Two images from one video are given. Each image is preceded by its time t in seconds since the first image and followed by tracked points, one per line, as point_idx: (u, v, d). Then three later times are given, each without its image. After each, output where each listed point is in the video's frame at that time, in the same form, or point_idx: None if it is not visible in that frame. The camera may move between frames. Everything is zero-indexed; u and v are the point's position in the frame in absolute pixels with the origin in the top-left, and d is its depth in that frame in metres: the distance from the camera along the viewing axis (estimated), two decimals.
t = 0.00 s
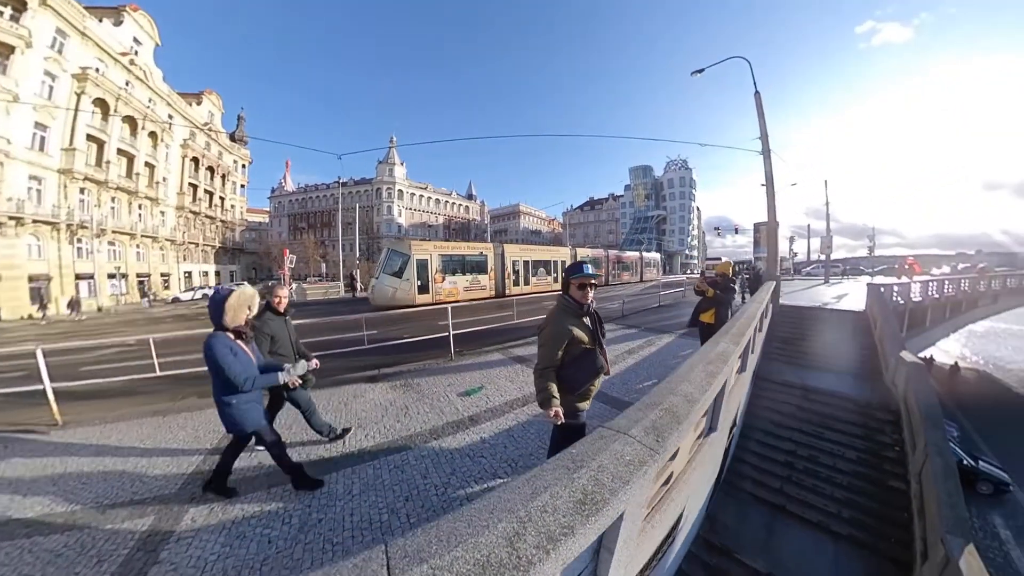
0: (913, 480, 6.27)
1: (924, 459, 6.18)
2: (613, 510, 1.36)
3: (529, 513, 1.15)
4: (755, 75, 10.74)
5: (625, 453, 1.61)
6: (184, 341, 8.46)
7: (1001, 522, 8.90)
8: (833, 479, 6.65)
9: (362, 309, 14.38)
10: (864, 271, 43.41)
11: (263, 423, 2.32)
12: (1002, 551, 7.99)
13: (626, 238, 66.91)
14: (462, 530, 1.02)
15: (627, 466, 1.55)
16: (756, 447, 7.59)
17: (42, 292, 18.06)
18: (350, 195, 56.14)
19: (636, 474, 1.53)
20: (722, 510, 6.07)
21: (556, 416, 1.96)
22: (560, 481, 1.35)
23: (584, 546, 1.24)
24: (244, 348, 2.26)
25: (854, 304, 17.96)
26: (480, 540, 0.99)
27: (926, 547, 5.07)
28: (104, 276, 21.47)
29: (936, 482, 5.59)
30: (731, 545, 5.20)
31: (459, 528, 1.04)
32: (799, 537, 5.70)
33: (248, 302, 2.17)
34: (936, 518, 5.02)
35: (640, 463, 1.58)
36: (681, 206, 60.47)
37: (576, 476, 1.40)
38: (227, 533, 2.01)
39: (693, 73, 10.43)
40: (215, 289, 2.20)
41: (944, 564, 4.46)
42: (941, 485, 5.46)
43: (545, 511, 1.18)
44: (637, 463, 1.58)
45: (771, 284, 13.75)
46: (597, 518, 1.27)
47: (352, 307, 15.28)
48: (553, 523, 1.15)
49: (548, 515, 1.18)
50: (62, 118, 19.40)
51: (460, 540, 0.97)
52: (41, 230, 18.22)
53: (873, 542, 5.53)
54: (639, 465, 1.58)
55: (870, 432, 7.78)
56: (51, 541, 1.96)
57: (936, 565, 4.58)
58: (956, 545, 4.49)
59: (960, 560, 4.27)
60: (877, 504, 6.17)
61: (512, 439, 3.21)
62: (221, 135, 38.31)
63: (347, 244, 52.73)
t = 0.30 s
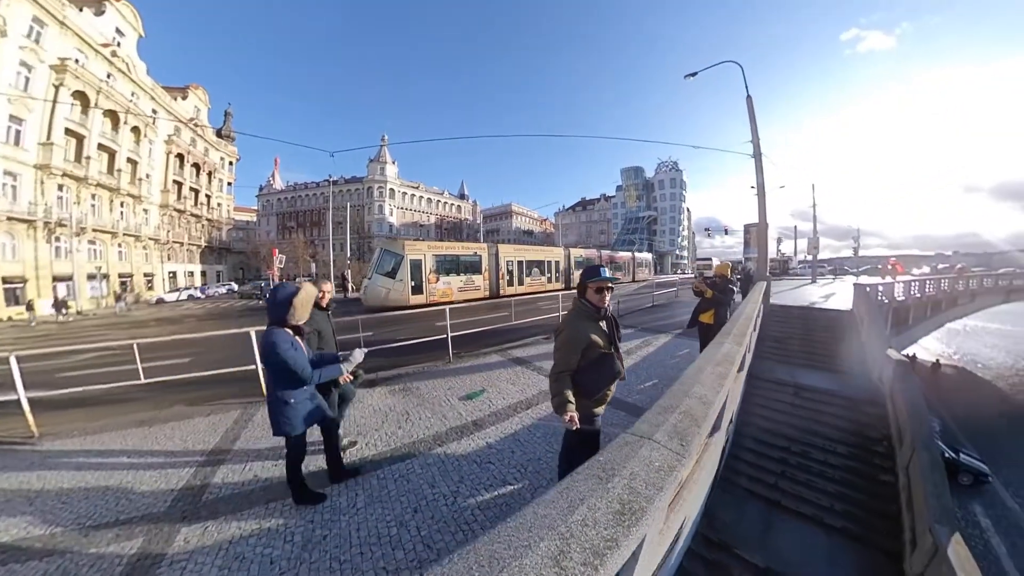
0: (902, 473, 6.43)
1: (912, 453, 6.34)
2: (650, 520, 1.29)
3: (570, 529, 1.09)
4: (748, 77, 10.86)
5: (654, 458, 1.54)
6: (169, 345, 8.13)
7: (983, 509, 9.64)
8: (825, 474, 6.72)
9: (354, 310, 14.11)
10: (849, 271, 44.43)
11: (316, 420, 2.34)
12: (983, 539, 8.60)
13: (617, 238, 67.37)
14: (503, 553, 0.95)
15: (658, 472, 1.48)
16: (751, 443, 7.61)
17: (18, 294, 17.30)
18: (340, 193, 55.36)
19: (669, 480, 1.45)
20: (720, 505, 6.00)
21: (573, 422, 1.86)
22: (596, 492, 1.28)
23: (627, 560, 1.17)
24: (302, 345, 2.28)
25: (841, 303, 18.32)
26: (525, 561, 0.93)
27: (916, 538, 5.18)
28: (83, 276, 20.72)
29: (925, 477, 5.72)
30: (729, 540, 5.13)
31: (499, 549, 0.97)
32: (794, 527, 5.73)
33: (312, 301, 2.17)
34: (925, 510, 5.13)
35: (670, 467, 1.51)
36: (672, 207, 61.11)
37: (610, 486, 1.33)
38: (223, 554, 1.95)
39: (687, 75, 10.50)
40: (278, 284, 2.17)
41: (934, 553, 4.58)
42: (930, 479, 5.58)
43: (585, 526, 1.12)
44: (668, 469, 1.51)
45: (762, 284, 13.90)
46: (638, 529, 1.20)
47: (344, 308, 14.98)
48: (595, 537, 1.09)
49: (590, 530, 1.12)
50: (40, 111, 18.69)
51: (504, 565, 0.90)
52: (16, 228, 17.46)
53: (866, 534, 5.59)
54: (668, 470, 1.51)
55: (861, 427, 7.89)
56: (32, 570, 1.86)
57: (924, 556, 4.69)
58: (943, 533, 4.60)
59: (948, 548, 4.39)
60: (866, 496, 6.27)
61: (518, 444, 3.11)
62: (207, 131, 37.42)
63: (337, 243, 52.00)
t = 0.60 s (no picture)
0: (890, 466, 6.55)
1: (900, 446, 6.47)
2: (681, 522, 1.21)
3: (606, 534, 1.03)
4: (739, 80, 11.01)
5: (677, 457, 1.47)
6: (152, 348, 7.83)
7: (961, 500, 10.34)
8: (817, 469, 6.78)
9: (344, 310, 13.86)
10: (834, 271, 45.46)
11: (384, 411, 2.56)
12: (964, 528, 9.15)
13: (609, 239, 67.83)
14: (539, 566, 0.90)
15: (683, 470, 1.40)
16: (744, 440, 7.66)
17: None
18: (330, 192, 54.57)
19: (695, 478, 1.38)
20: (714, 501, 5.99)
21: (589, 424, 1.77)
22: (625, 493, 1.21)
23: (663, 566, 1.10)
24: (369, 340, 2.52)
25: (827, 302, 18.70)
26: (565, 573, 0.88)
27: (904, 529, 5.35)
28: (61, 276, 19.95)
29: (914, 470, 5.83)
30: (727, 536, 5.08)
31: (536, 563, 0.91)
32: (790, 520, 5.75)
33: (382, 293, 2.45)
34: (913, 501, 5.30)
35: (693, 465, 1.44)
36: (662, 208, 61.77)
37: (639, 487, 1.25)
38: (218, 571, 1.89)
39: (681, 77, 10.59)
40: (348, 282, 2.46)
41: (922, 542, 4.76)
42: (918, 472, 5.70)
43: (621, 530, 1.05)
44: (692, 467, 1.44)
45: (752, 284, 14.08)
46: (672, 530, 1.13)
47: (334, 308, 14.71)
48: (631, 540, 1.02)
49: (624, 534, 1.05)
50: (16, 102, 17.97)
51: None
52: None
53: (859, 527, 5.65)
54: (692, 468, 1.44)
55: (849, 421, 8.02)
56: None
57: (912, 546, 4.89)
58: (930, 522, 4.81)
59: (935, 536, 4.60)
60: (858, 489, 6.34)
61: (522, 445, 3.03)
62: (192, 126, 36.54)
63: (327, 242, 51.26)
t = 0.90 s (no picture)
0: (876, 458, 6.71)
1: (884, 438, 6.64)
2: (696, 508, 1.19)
3: (627, 521, 1.00)
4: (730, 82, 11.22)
5: (686, 445, 1.45)
6: (134, 348, 7.58)
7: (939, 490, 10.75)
8: (806, 462, 6.89)
9: (336, 310, 13.65)
10: (819, 272, 46.45)
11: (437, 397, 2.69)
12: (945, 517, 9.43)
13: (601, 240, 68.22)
14: (565, 557, 0.87)
15: (694, 459, 1.38)
16: (736, 435, 7.73)
17: None
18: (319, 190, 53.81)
19: (705, 465, 1.36)
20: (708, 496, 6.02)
21: (596, 417, 1.72)
22: (641, 479, 1.18)
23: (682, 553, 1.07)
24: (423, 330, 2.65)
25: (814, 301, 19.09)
26: (593, 563, 0.85)
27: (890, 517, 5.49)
28: (37, 274, 19.25)
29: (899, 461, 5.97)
30: (721, 529, 5.13)
31: (561, 553, 0.88)
32: (784, 514, 5.81)
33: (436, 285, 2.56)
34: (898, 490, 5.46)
35: (704, 454, 1.41)
36: (653, 209, 62.46)
37: (654, 474, 1.22)
38: None
39: (673, 80, 10.76)
40: (410, 273, 2.61)
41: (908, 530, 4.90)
42: (903, 463, 5.84)
43: (640, 516, 1.03)
44: (702, 454, 1.42)
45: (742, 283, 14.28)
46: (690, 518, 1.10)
47: (325, 308, 14.49)
48: (652, 526, 1.00)
49: (644, 520, 1.02)
50: None
51: (571, 570, 0.82)
52: None
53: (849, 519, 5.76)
54: (702, 456, 1.41)
55: (835, 415, 8.19)
56: None
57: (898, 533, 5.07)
58: (914, 510, 4.96)
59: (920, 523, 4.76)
60: (847, 481, 6.45)
61: (521, 441, 2.99)
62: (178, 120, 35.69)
63: (316, 241, 50.48)
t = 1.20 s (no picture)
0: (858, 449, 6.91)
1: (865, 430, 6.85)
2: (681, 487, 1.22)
3: (613, 500, 1.03)
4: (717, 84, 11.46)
5: (671, 430, 1.50)
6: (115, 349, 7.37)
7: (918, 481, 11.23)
8: (791, 454, 7.07)
9: (325, 309, 13.50)
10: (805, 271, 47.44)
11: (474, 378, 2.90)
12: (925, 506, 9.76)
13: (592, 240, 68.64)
14: (554, 536, 0.88)
15: (679, 443, 1.43)
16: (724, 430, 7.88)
17: None
18: (308, 188, 53.09)
19: (690, 448, 1.41)
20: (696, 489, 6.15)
21: (586, 406, 1.75)
22: (627, 463, 1.21)
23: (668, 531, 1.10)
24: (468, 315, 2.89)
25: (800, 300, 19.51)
26: (581, 542, 0.87)
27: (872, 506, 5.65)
28: (13, 274, 18.62)
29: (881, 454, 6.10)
30: (709, 521, 5.25)
31: (549, 532, 0.90)
32: (769, 505, 5.95)
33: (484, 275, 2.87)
34: (879, 481, 5.61)
35: (687, 438, 1.46)
36: (644, 210, 63.14)
37: (639, 457, 1.26)
38: None
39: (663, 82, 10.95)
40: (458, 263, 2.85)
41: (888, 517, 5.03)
42: (884, 456, 5.99)
43: (628, 497, 1.05)
44: (687, 438, 1.47)
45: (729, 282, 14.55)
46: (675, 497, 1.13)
47: (314, 308, 14.33)
48: (640, 505, 1.02)
49: (630, 500, 1.05)
50: None
51: (559, 547, 0.84)
52: None
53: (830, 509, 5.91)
54: (686, 441, 1.46)
55: (820, 409, 8.40)
56: None
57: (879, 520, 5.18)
58: (895, 500, 5.05)
59: (899, 510, 4.85)
60: (831, 473, 6.62)
61: (514, 436, 3.01)
62: (162, 115, 34.88)
63: (305, 240, 49.73)
